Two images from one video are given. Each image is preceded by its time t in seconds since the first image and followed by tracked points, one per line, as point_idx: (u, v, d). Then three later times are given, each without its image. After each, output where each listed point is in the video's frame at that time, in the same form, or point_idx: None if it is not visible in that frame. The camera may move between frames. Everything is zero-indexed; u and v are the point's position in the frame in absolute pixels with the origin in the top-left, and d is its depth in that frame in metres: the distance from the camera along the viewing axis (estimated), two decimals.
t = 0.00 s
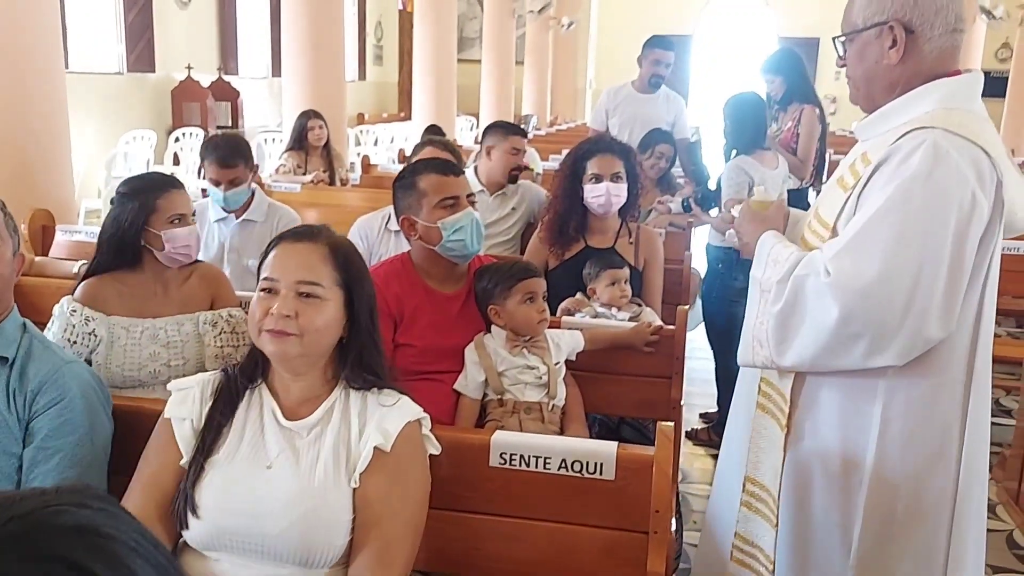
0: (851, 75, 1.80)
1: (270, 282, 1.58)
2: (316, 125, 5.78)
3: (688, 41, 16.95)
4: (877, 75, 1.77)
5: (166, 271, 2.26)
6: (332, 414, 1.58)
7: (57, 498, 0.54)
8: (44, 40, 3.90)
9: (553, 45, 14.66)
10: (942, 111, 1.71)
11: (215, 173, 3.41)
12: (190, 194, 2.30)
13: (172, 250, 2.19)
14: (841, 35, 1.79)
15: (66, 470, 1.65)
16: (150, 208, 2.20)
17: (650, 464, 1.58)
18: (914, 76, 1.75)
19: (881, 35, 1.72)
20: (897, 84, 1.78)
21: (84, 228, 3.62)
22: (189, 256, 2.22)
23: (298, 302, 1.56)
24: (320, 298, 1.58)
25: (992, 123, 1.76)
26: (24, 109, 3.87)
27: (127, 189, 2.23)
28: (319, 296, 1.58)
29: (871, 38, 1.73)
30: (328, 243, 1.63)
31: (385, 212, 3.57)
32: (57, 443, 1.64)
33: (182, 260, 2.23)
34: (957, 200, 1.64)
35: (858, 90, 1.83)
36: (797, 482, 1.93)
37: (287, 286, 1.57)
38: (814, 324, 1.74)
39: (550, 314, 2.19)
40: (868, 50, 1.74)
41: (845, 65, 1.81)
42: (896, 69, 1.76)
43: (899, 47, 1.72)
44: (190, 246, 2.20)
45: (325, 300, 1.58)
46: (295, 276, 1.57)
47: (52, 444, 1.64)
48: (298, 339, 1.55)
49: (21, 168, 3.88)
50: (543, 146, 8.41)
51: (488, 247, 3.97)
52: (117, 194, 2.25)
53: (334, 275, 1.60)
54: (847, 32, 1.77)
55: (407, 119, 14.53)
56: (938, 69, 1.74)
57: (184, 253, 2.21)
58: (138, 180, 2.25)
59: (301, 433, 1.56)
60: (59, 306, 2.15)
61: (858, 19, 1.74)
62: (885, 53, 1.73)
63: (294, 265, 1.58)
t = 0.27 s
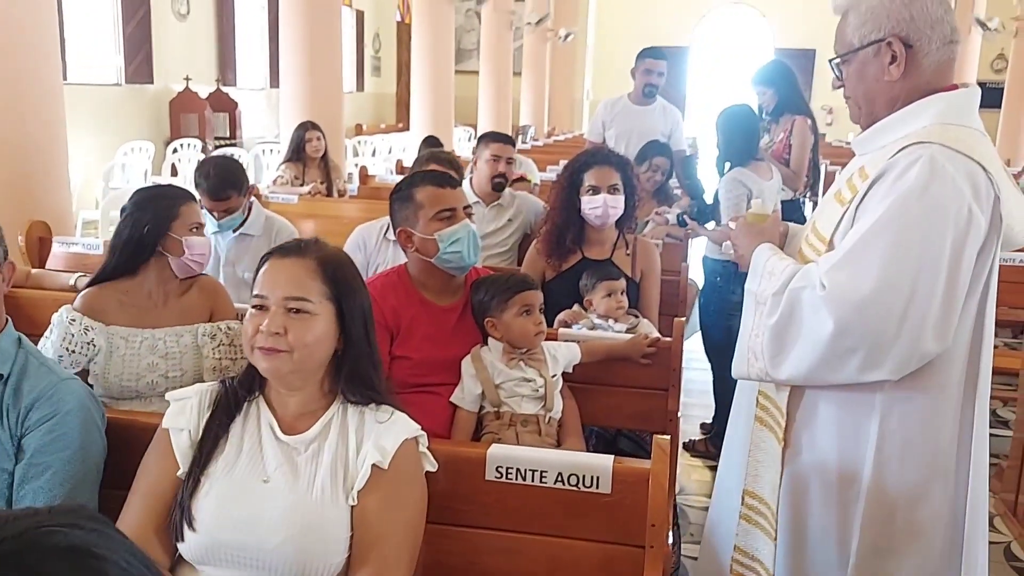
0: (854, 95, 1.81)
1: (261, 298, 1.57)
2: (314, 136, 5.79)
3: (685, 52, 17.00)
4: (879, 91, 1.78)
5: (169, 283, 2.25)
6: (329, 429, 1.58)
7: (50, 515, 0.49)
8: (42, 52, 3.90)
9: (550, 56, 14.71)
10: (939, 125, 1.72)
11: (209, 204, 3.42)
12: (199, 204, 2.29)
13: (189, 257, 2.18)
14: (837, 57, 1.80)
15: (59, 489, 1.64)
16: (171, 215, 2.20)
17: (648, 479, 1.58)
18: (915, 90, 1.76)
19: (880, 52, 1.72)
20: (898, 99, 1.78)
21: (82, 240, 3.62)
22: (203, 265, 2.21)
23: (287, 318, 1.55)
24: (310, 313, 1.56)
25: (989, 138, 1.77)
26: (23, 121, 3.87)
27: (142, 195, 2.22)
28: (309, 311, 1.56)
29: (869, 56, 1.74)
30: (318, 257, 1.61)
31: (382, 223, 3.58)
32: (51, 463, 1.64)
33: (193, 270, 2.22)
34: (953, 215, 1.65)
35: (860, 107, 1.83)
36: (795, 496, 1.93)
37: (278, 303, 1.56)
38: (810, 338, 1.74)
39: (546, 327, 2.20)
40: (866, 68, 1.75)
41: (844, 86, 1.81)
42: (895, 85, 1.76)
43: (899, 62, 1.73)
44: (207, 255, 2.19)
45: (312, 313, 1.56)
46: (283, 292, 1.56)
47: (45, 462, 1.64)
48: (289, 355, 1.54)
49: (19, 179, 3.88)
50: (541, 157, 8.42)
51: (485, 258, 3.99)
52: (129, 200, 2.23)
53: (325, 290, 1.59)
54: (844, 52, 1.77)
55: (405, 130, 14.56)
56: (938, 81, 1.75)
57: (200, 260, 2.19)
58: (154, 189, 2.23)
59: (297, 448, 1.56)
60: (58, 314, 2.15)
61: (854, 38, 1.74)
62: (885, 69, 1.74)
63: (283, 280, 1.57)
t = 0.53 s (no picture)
0: (851, 109, 1.82)
1: (253, 305, 1.57)
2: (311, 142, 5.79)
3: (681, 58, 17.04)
4: (875, 99, 1.78)
5: (168, 290, 2.24)
6: (325, 435, 1.58)
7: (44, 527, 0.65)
8: (39, 59, 3.91)
9: (547, 62, 14.73)
10: (935, 130, 1.72)
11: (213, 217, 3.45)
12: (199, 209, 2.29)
13: (190, 263, 2.19)
14: (826, 71, 1.80)
15: (56, 496, 1.64)
16: (174, 219, 2.19)
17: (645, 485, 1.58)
18: (911, 95, 1.77)
19: (873, 61, 1.73)
20: (894, 105, 1.79)
21: (78, 246, 3.62)
22: (202, 271, 2.22)
23: (279, 325, 1.55)
24: (304, 319, 1.56)
25: (985, 143, 1.77)
26: (20, 128, 3.88)
27: (142, 200, 2.21)
28: (301, 317, 1.56)
29: (862, 67, 1.74)
30: (310, 264, 1.61)
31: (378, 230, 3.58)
32: (47, 470, 1.64)
33: (192, 276, 2.23)
34: (949, 220, 1.65)
35: (857, 118, 1.84)
36: (794, 502, 1.93)
37: (270, 308, 1.56)
38: (807, 342, 1.74)
39: (543, 333, 2.20)
40: (859, 78, 1.75)
41: (837, 98, 1.82)
42: (891, 93, 1.77)
43: (893, 70, 1.73)
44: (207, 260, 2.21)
45: (304, 319, 1.56)
46: (275, 298, 1.56)
47: (41, 469, 1.63)
48: (283, 361, 1.54)
49: (16, 186, 3.88)
50: (538, 163, 8.43)
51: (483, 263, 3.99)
52: (134, 202, 2.22)
53: (318, 295, 1.58)
54: (835, 65, 1.77)
55: (402, 136, 14.57)
56: (932, 85, 1.76)
57: (200, 265, 2.21)
58: (154, 195, 2.22)
59: (294, 455, 1.56)
60: (55, 320, 2.14)
61: (844, 51, 1.74)
62: (880, 77, 1.75)
63: (274, 287, 1.57)
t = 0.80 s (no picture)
0: (845, 104, 1.81)
1: (245, 306, 1.57)
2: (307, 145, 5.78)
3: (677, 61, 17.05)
4: (870, 100, 1.78)
5: (163, 289, 2.23)
6: (319, 436, 1.57)
7: (40, 527, 0.65)
8: (33, 62, 3.90)
9: (543, 64, 14.74)
10: (931, 127, 1.72)
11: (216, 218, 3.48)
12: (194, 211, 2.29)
13: (185, 265, 2.18)
14: (825, 64, 1.80)
15: (49, 497, 1.63)
16: (169, 220, 2.19)
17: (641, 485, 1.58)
18: (907, 94, 1.76)
19: (872, 59, 1.73)
20: (889, 105, 1.79)
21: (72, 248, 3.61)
22: (197, 274, 2.21)
23: (272, 325, 1.54)
24: (297, 319, 1.56)
25: (980, 142, 1.77)
26: (14, 130, 3.87)
27: (139, 202, 2.21)
28: (294, 317, 1.56)
29: (861, 63, 1.74)
30: (303, 264, 1.60)
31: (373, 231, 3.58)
32: (41, 471, 1.63)
33: (187, 278, 2.22)
34: (946, 218, 1.65)
35: (851, 115, 1.83)
36: (793, 504, 1.93)
37: (262, 309, 1.55)
38: (802, 342, 1.73)
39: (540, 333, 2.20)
40: (857, 74, 1.75)
41: (833, 92, 1.82)
42: (887, 93, 1.77)
43: (891, 70, 1.73)
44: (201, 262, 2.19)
45: (297, 319, 1.56)
46: (268, 298, 1.55)
47: (34, 471, 1.62)
48: (276, 361, 1.54)
49: (11, 189, 3.87)
50: (534, 165, 8.43)
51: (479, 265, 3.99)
52: (128, 204, 2.21)
53: (311, 295, 1.58)
54: (832, 59, 1.77)
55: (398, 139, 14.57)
56: (929, 85, 1.76)
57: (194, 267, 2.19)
58: (150, 196, 2.22)
59: (289, 455, 1.55)
60: (48, 322, 2.12)
61: (845, 46, 1.74)
62: (877, 77, 1.75)
63: (268, 288, 1.56)
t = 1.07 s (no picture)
0: (846, 77, 1.79)
1: (237, 309, 1.56)
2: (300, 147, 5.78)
3: (669, 63, 17.09)
4: (869, 86, 1.78)
5: (152, 290, 2.22)
6: (312, 437, 1.57)
7: (34, 528, 0.65)
8: (25, 64, 3.89)
9: (536, 67, 14.76)
10: (921, 129, 1.73)
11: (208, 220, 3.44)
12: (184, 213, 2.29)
13: (170, 265, 2.16)
14: (844, 31, 1.78)
15: (41, 502, 1.62)
16: (154, 223, 2.18)
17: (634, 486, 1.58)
18: (906, 95, 1.77)
19: (888, 48, 1.72)
20: (885, 103, 1.80)
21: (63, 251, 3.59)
22: (184, 275, 2.18)
23: (264, 328, 1.54)
24: (289, 322, 1.55)
25: (967, 142, 1.78)
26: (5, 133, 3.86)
27: (125, 205, 2.21)
28: (286, 320, 1.55)
29: (876, 46, 1.73)
30: (295, 267, 1.60)
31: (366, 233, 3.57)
32: (33, 476, 1.62)
33: (174, 280, 2.19)
34: (936, 219, 1.66)
35: (844, 93, 1.82)
36: (783, 504, 1.93)
37: (254, 312, 1.55)
38: (800, 347, 1.73)
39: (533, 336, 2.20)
40: (868, 56, 1.75)
41: (838, 63, 1.80)
42: (889, 86, 1.77)
43: (900, 63, 1.73)
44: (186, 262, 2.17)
45: (290, 322, 1.55)
46: (260, 301, 1.55)
47: (26, 476, 1.61)
48: (268, 364, 1.54)
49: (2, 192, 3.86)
50: (527, 167, 8.44)
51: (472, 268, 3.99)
52: (115, 209, 2.22)
53: (304, 297, 1.58)
54: (852, 32, 1.76)
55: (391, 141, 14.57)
56: (924, 91, 1.77)
57: (181, 268, 2.17)
58: (137, 198, 2.22)
59: (281, 457, 1.55)
60: (40, 325, 2.12)
61: (870, 23, 1.73)
62: (885, 66, 1.74)
63: (261, 290, 1.56)
